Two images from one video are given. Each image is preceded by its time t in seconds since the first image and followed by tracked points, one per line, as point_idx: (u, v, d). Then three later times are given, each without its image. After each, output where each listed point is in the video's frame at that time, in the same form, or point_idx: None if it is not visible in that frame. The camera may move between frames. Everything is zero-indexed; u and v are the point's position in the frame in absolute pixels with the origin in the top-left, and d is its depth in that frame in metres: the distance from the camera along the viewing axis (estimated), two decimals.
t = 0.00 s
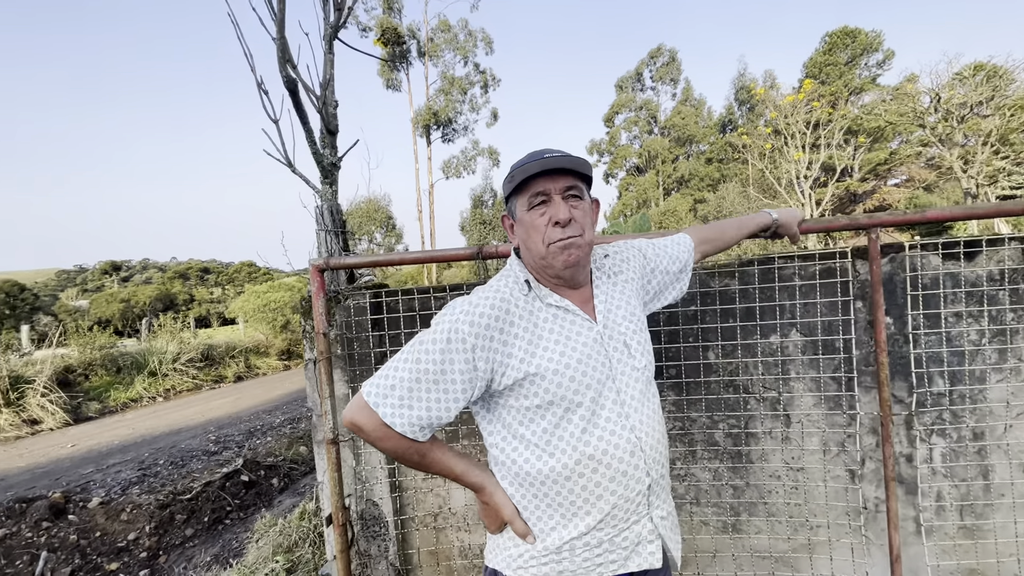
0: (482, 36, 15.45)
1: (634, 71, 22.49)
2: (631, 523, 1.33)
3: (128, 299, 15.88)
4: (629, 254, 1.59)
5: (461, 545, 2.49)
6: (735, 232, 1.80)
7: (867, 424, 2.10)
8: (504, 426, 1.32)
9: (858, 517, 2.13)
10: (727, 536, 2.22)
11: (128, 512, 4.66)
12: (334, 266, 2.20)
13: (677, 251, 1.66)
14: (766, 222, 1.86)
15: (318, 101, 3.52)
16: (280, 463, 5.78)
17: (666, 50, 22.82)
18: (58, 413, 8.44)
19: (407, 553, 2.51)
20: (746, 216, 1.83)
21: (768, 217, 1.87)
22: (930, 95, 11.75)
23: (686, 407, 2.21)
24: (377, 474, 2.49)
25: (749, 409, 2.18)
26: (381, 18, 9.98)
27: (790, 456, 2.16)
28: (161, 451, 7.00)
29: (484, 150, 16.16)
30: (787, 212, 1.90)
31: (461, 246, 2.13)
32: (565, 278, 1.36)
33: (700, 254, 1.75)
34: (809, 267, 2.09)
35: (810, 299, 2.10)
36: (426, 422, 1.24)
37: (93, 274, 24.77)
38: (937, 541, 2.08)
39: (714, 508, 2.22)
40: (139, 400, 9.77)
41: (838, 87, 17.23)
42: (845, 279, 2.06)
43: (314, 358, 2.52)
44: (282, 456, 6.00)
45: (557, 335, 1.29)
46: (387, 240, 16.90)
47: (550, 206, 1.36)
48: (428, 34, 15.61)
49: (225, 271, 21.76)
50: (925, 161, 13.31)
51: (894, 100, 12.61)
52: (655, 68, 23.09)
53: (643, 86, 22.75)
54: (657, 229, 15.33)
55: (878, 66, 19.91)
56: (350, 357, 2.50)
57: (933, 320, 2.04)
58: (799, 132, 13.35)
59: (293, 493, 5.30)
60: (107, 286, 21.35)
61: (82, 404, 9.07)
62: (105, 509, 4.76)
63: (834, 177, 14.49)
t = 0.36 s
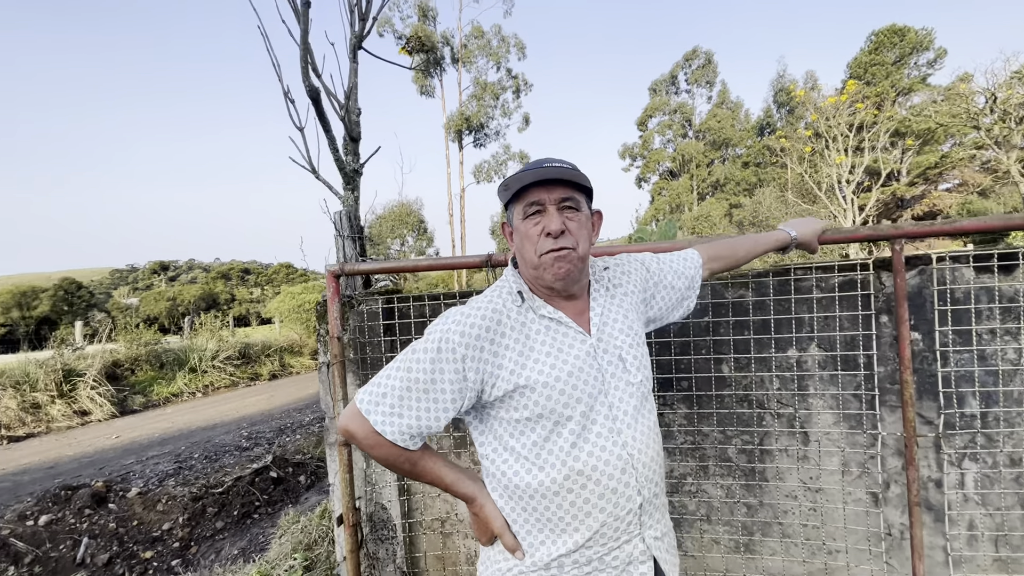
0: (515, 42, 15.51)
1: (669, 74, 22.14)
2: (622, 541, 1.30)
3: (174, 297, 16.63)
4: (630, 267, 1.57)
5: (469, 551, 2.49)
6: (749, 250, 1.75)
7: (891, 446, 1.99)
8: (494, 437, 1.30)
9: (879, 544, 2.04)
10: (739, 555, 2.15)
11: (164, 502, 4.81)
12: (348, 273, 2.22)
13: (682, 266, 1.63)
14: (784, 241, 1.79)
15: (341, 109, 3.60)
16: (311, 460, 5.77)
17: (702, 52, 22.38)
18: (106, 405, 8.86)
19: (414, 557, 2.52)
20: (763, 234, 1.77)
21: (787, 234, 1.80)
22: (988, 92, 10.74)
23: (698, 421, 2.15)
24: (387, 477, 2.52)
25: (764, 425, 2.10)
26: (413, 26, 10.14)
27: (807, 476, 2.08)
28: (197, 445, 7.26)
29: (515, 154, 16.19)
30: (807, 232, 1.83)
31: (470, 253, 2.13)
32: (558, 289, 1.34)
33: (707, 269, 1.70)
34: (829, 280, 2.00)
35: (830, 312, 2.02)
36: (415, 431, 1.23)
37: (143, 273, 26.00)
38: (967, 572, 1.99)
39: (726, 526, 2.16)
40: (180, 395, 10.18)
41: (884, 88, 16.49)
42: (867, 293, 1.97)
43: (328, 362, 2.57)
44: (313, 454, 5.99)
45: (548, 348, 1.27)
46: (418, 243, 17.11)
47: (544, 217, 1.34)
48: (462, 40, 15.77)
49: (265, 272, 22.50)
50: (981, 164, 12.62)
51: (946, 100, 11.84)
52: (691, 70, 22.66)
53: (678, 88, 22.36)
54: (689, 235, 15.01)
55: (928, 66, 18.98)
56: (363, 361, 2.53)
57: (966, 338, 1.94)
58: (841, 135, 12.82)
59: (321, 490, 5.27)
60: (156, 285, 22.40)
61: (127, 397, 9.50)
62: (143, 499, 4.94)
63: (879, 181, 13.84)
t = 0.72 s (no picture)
0: (535, 45, 15.52)
1: (691, 74, 21.87)
2: (626, 543, 1.31)
3: (203, 297, 17.12)
4: (636, 271, 1.57)
5: (478, 551, 2.51)
6: (758, 254, 1.73)
7: (909, 454, 1.95)
8: (499, 438, 1.32)
9: (896, 555, 1.99)
10: (751, 563, 2.13)
11: (189, 496, 4.95)
12: (361, 274, 2.25)
13: (689, 270, 1.62)
14: (796, 244, 1.77)
15: (358, 113, 3.67)
16: (331, 459, 5.87)
17: (726, 51, 22.06)
18: (136, 401, 9.15)
19: (424, 555, 2.56)
20: (774, 238, 1.75)
21: (800, 238, 1.77)
22: None
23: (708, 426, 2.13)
24: (398, 476, 2.55)
25: (777, 431, 2.07)
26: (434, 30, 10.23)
27: (821, 483, 2.04)
28: (221, 441, 7.45)
29: (535, 156, 16.19)
30: (821, 235, 1.81)
31: (480, 256, 2.16)
32: (563, 293, 1.35)
33: (716, 273, 1.69)
34: (844, 283, 1.97)
35: (845, 317, 1.98)
36: (423, 431, 1.25)
37: (173, 273, 26.81)
38: None
39: (738, 533, 2.13)
40: (206, 391, 10.45)
41: (916, 87, 16.02)
42: (883, 297, 1.93)
43: (343, 361, 2.62)
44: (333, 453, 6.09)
45: (554, 351, 1.28)
46: (438, 245, 17.23)
47: (550, 222, 1.35)
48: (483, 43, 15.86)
49: (289, 272, 22.97)
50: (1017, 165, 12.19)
51: (982, 99, 11.30)
52: (714, 70, 22.36)
53: (701, 89, 22.08)
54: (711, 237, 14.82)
55: (963, 62, 18.34)
56: (377, 361, 2.57)
57: (988, 344, 1.89)
58: (869, 136, 12.47)
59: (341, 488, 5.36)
60: (185, 285, 23.06)
61: (157, 393, 9.80)
62: (169, 492, 5.09)
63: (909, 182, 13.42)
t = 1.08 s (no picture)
0: (537, 40, 15.46)
1: (694, 71, 21.78)
2: (627, 540, 1.30)
3: (204, 293, 17.14)
4: (639, 266, 1.56)
5: (479, 545, 2.51)
6: (761, 249, 1.73)
7: (912, 450, 1.94)
8: (500, 433, 1.31)
9: (897, 551, 1.99)
10: (752, 559, 2.13)
11: (191, 491, 4.96)
12: (363, 268, 2.25)
13: (692, 266, 1.62)
14: (800, 239, 1.76)
15: (360, 108, 3.66)
16: (332, 454, 5.88)
17: (728, 48, 21.96)
18: (138, 396, 9.17)
19: (426, 549, 2.56)
20: (778, 233, 1.74)
21: (804, 233, 1.77)
22: None
23: (710, 421, 2.13)
24: (400, 471, 2.56)
25: (779, 427, 2.07)
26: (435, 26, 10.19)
27: (823, 479, 2.04)
28: (223, 436, 7.46)
29: (537, 153, 16.15)
30: (825, 231, 1.79)
31: (482, 250, 2.15)
32: (565, 287, 1.35)
33: (718, 268, 1.69)
34: (848, 279, 1.96)
35: (848, 312, 1.98)
36: (424, 425, 1.25)
37: (175, 269, 26.86)
38: None
39: (739, 529, 2.13)
40: (208, 387, 10.46)
41: (921, 83, 15.95)
42: (887, 292, 1.92)
43: (344, 356, 2.62)
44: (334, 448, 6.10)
45: (556, 346, 1.28)
46: (440, 241, 17.21)
47: (553, 215, 1.34)
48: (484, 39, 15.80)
49: (291, 268, 22.99)
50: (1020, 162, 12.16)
51: (986, 96, 11.19)
52: (716, 67, 22.27)
53: (703, 85, 22.01)
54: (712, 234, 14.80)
55: (967, 59, 18.23)
56: (378, 356, 2.57)
57: (992, 340, 1.88)
58: (872, 132, 12.40)
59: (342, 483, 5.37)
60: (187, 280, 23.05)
61: (159, 389, 9.82)
62: (171, 487, 5.10)
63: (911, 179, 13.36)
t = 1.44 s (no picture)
0: (522, 33, 15.35)
1: (678, 66, 21.88)
2: (618, 534, 1.30)
3: (182, 286, 16.77)
4: (629, 258, 1.55)
5: (466, 540, 2.50)
6: (751, 242, 1.73)
7: (895, 441, 1.98)
8: (490, 428, 1.29)
9: (879, 540, 2.03)
10: (738, 549, 2.15)
11: (169, 488, 4.85)
12: (348, 260, 2.20)
13: (682, 259, 1.60)
14: (789, 232, 1.76)
15: (344, 96, 3.58)
16: (315, 449, 5.81)
17: (712, 44, 22.09)
18: (114, 391, 8.94)
19: (412, 544, 2.54)
20: (768, 226, 1.74)
21: (792, 227, 1.77)
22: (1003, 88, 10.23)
23: (698, 414, 2.14)
24: (385, 466, 2.52)
25: (765, 419, 2.09)
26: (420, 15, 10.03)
27: (808, 471, 2.06)
28: (203, 432, 7.31)
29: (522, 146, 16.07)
30: (813, 224, 1.80)
31: (470, 242, 2.11)
32: (556, 281, 1.32)
33: (708, 262, 1.68)
34: (833, 272, 1.98)
35: (834, 306, 1.99)
36: (412, 422, 1.22)
37: (152, 262, 26.25)
38: (968, 570, 1.98)
39: (725, 520, 2.15)
40: (187, 381, 10.25)
41: (899, 82, 16.24)
42: (873, 285, 1.94)
43: (328, 349, 2.57)
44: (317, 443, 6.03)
45: (547, 341, 1.26)
46: (424, 235, 17.06)
47: (544, 206, 1.32)
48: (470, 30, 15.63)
49: (272, 262, 22.62)
50: (992, 161, 12.40)
51: (961, 95, 11.37)
52: (701, 63, 22.40)
53: (688, 81, 22.13)
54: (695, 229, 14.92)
55: (943, 59, 18.61)
56: (363, 349, 2.53)
57: (973, 334, 1.92)
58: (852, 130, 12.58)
59: (326, 478, 5.30)
60: (165, 274, 22.56)
61: (135, 384, 9.59)
62: (149, 484, 4.99)
63: (889, 177, 13.62)
